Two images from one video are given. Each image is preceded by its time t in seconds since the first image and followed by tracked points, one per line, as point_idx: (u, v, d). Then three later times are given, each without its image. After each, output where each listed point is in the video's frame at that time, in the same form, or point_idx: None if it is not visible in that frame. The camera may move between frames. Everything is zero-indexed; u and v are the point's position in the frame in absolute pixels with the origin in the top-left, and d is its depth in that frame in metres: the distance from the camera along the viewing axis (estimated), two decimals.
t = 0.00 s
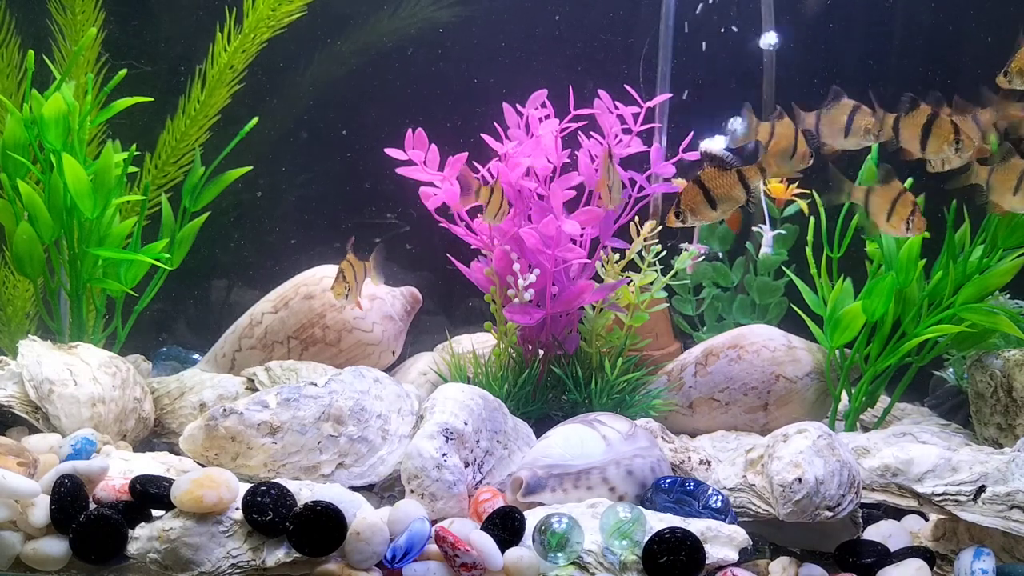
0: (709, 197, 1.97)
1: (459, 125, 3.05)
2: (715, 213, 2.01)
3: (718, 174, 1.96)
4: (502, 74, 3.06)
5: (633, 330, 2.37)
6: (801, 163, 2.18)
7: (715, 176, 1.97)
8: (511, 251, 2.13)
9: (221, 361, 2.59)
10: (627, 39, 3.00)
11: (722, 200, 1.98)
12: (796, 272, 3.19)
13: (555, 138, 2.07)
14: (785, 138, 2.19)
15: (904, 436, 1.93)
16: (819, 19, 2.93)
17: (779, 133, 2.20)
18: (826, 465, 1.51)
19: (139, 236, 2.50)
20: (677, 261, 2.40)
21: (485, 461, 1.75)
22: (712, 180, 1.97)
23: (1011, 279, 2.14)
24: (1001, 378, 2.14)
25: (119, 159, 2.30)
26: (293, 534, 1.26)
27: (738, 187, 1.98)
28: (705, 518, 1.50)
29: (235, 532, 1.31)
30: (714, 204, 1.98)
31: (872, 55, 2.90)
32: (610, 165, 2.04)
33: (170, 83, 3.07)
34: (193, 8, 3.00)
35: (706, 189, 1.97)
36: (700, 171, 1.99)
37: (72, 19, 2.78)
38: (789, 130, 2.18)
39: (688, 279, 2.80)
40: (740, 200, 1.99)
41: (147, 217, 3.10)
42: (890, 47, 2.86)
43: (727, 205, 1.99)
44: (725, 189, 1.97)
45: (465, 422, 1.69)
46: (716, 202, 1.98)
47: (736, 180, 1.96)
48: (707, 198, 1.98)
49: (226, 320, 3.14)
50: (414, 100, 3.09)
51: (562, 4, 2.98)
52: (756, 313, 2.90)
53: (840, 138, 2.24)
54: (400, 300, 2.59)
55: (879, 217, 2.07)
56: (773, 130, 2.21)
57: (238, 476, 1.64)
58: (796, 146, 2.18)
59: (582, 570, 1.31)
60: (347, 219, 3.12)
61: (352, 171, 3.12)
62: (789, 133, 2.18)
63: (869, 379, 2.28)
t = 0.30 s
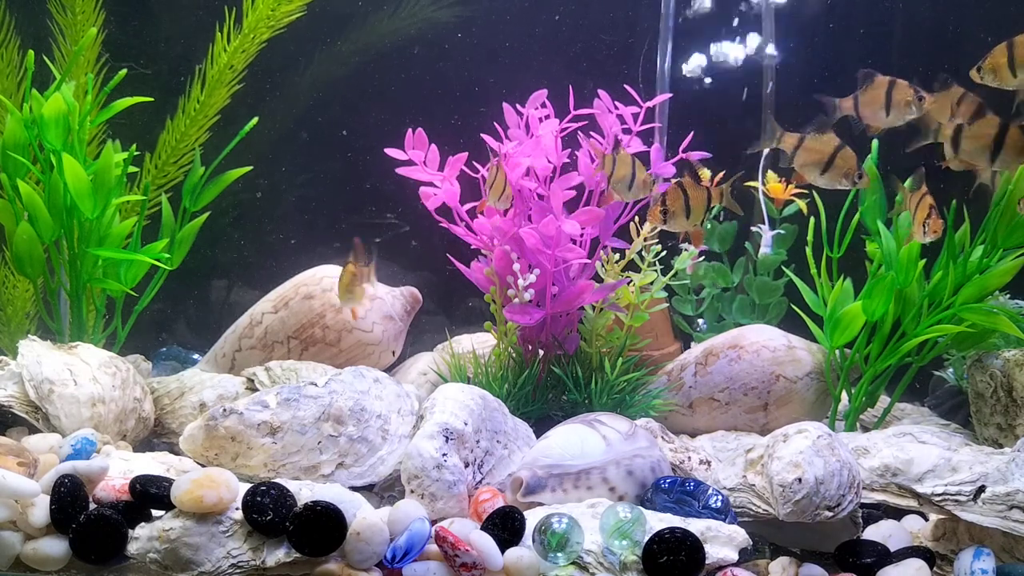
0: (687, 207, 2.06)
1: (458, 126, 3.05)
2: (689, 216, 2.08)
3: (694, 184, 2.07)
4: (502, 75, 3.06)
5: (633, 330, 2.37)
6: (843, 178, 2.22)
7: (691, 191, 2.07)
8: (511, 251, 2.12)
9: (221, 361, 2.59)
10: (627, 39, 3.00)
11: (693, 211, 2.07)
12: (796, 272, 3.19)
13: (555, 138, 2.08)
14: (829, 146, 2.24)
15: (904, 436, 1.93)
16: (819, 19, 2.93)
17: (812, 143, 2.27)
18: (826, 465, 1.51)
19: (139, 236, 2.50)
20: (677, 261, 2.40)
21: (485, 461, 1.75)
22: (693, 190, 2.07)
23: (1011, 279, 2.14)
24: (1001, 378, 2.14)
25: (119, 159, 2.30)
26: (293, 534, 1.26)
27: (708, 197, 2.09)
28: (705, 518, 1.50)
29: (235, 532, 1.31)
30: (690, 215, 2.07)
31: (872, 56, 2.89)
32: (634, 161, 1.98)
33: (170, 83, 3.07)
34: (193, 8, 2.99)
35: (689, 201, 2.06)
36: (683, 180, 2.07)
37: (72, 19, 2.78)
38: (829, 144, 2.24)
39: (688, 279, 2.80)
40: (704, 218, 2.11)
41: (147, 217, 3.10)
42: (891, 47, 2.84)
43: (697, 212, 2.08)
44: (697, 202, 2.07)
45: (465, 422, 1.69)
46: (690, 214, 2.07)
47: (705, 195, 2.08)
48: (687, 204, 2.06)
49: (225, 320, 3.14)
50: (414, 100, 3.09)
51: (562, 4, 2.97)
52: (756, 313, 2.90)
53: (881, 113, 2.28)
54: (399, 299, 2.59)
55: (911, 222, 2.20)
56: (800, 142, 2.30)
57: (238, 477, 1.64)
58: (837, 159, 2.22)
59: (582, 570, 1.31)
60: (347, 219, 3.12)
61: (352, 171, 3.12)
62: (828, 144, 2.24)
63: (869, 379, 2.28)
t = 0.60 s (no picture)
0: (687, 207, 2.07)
1: (458, 126, 3.05)
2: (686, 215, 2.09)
3: (691, 185, 2.07)
4: (502, 75, 3.06)
5: (633, 330, 2.37)
6: (873, 175, 2.09)
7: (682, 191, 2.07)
8: (511, 251, 2.12)
9: (221, 361, 2.59)
10: (627, 39, 3.00)
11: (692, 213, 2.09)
12: (796, 272, 3.19)
13: (555, 138, 2.08)
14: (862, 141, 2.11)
15: (904, 436, 1.93)
16: (819, 20, 2.93)
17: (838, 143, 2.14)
18: (826, 465, 1.51)
19: (139, 236, 2.50)
20: (677, 261, 2.40)
21: (485, 461, 1.75)
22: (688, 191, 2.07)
23: (1011, 279, 2.14)
24: (1001, 378, 2.14)
25: (119, 159, 2.30)
26: (293, 534, 1.26)
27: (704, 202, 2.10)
28: (705, 518, 1.50)
29: (235, 532, 1.31)
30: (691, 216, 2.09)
31: (872, 56, 2.90)
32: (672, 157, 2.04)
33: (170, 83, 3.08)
34: (193, 8, 2.99)
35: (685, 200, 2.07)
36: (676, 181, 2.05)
37: (72, 19, 2.78)
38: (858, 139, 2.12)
39: (688, 279, 2.81)
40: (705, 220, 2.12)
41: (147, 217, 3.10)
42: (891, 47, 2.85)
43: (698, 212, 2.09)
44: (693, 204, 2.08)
45: (465, 422, 1.69)
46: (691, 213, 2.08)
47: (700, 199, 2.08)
48: (687, 206, 2.07)
49: (226, 320, 3.14)
50: (414, 101, 3.09)
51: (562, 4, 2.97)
52: (756, 313, 2.90)
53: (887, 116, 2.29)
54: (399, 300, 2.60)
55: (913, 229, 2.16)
56: (825, 146, 2.18)
57: (238, 477, 1.64)
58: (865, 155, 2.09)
59: (582, 570, 1.31)
60: (347, 219, 3.12)
61: (352, 171, 3.12)
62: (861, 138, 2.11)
63: (869, 379, 2.28)
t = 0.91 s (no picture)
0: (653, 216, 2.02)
1: (458, 125, 3.05)
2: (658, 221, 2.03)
3: (660, 190, 2.01)
4: (502, 75, 3.07)
5: (633, 330, 2.37)
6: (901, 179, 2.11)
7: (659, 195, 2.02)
8: (511, 251, 2.12)
9: (221, 361, 2.59)
10: (627, 39, 3.00)
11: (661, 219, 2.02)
12: (796, 272, 3.19)
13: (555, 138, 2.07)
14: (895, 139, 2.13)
15: (904, 436, 1.93)
16: (819, 19, 2.93)
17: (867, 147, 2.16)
18: (827, 465, 1.51)
19: (139, 236, 2.50)
20: (677, 261, 2.40)
21: (485, 461, 1.75)
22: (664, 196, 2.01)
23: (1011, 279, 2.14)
24: (1001, 378, 2.14)
25: (119, 159, 2.30)
26: (293, 534, 1.26)
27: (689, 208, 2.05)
28: (705, 518, 1.50)
29: (235, 532, 1.31)
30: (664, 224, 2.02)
31: (871, 56, 2.90)
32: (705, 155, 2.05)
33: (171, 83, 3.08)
34: (192, 8, 2.99)
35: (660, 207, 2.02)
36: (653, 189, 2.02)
37: (72, 19, 2.78)
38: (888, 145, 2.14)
39: (688, 279, 2.81)
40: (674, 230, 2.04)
41: (147, 217, 3.11)
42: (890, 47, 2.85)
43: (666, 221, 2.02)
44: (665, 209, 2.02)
45: (465, 422, 1.69)
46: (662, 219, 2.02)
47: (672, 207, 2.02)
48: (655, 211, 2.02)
49: (226, 320, 3.14)
50: (414, 101, 3.09)
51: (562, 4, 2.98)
52: (756, 313, 2.90)
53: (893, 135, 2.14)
54: (399, 300, 2.61)
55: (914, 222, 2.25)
56: (853, 148, 2.17)
57: (238, 476, 1.64)
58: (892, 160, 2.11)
59: (582, 570, 1.31)
60: (347, 219, 3.12)
61: (352, 171, 3.12)
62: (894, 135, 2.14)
63: (869, 379, 2.28)
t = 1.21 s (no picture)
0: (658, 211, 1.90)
1: (458, 126, 3.05)
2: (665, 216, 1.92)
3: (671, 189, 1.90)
4: (502, 75, 3.06)
5: (633, 330, 2.37)
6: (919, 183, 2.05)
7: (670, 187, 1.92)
8: (511, 251, 2.13)
9: (221, 361, 2.59)
10: (627, 39, 3.01)
11: (667, 216, 1.91)
12: (796, 272, 3.19)
13: (555, 137, 2.07)
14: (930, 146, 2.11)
15: (904, 436, 1.93)
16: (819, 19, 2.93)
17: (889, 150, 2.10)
18: (826, 465, 1.51)
19: (139, 236, 2.50)
20: (677, 261, 2.40)
21: (485, 461, 1.75)
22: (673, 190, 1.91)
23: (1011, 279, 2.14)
24: (1001, 378, 2.14)
25: (118, 159, 2.30)
26: (293, 534, 1.26)
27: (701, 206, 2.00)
28: (705, 518, 1.50)
29: (235, 532, 1.31)
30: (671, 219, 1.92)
31: (871, 56, 2.89)
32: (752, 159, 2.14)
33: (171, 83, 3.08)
34: (192, 8, 2.99)
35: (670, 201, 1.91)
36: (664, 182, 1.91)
37: (72, 19, 2.77)
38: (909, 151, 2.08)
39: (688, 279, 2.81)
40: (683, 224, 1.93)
41: (147, 217, 3.11)
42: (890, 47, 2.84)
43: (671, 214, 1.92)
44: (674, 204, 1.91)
45: (465, 422, 1.69)
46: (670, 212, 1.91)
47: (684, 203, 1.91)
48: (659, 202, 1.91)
49: (226, 320, 3.14)
50: (414, 100, 3.08)
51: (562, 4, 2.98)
52: (756, 313, 2.90)
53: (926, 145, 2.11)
54: (399, 300, 2.62)
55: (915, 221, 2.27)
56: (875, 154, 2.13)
57: (238, 477, 1.64)
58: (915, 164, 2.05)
59: (582, 570, 1.31)
60: (348, 219, 3.12)
61: (352, 171, 3.12)
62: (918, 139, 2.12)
63: (869, 379, 2.28)
